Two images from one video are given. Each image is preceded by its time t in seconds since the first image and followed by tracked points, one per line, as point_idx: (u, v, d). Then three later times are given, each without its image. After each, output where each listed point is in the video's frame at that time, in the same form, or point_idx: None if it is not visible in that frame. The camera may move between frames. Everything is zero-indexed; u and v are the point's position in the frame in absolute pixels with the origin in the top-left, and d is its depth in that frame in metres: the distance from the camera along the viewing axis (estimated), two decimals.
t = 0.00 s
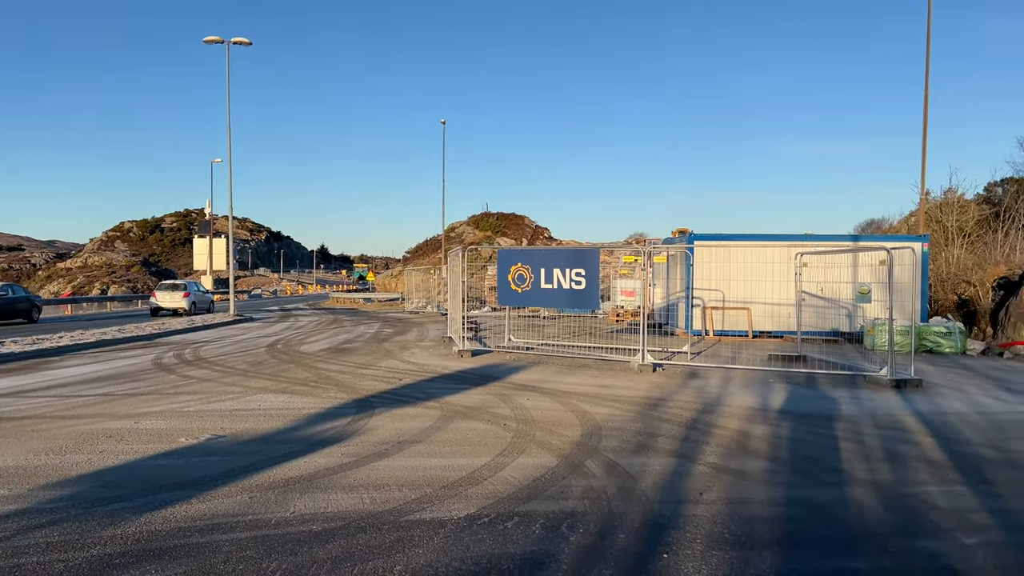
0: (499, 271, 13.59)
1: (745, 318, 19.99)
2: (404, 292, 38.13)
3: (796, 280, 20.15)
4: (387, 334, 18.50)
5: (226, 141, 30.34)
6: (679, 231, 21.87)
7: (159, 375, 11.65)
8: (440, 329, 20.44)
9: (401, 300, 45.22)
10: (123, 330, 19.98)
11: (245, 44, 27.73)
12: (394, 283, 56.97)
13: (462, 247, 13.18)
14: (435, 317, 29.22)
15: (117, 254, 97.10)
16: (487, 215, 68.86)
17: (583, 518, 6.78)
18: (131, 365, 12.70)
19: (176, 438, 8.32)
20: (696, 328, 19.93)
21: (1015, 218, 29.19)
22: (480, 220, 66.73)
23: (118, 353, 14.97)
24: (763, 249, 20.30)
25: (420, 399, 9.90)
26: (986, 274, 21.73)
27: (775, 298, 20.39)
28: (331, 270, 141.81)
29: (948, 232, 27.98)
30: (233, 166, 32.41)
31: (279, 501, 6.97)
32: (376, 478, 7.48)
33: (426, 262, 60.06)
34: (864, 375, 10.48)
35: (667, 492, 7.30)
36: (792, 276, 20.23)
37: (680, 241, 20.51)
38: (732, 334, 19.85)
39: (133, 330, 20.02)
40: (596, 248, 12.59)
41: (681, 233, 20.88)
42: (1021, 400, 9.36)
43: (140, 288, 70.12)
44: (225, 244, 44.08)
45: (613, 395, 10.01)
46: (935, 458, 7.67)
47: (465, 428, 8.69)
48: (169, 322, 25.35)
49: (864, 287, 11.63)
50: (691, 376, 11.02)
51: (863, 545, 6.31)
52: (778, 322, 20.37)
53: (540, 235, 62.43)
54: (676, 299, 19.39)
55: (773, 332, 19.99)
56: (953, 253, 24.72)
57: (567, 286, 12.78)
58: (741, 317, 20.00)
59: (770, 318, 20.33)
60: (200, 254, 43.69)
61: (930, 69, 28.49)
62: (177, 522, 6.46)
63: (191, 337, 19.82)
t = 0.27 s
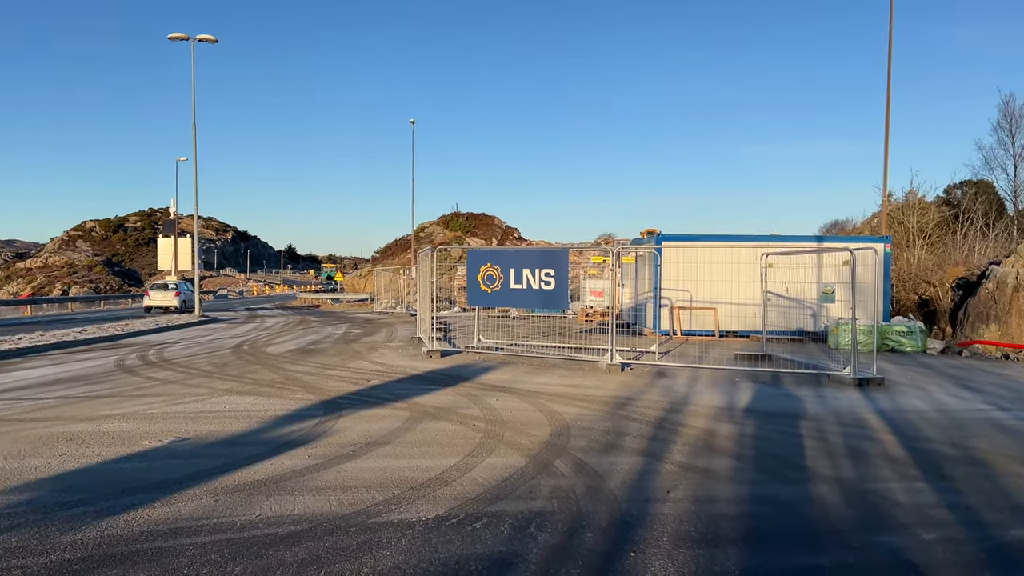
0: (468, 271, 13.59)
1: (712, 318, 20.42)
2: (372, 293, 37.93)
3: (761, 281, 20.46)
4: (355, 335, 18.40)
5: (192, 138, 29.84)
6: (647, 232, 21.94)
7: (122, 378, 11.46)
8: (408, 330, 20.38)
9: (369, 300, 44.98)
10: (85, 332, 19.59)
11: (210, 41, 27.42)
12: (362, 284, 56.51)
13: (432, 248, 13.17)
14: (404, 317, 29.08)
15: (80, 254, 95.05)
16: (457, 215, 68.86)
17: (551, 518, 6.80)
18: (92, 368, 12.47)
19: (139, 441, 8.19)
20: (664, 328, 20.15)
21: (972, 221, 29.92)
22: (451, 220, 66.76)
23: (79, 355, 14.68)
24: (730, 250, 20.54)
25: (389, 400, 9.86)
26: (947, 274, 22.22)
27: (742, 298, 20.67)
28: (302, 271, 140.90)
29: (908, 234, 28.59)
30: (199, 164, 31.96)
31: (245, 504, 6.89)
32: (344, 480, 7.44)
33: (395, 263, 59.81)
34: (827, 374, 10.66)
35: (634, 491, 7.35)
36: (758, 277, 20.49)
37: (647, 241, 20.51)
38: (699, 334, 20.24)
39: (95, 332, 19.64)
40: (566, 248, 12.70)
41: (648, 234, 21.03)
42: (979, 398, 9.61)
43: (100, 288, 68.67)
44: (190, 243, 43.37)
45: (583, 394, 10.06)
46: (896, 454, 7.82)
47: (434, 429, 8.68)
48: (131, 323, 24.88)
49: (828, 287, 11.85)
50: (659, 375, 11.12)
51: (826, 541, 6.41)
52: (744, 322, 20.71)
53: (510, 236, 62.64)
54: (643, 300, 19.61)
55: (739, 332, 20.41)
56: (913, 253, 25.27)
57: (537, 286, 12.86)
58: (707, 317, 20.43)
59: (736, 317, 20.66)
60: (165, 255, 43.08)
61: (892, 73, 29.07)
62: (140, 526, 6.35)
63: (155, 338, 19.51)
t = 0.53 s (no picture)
0: (430, 272, 13.54)
1: (672, 318, 20.51)
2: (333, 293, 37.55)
3: (720, 282, 20.83)
4: (315, 336, 18.22)
5: (148, 135, 29.19)
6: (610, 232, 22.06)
7: (73, 380, 11.17)
8: (370, 330, 20.25)
9: (330, 301, 44.54)
10: (33, 334, 19.04)
11: (167, 37, 26.87)
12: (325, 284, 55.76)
13: (393, 247, 13.10)
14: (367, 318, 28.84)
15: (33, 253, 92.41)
16: (420, 215, 68.67)
17: (511, 518, 6.81)
18: (44, 370, 12.14)
19: (91, 445, 8.01)
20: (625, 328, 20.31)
21: (923, 223, 30.68)
22: (413, 221, 66.35)
23: (29, 357, 14.27)
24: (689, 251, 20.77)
25: (349, 402, 9.79)
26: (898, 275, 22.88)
27: (701, 298, 20.98)
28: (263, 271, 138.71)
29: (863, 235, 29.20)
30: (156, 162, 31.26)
31: (200, 508, 6.78)
32: (302, 482, 7.37)
33: (357, 263, 59.28)
34: (783, 372, 10.85)
35: (594, 490, 7.40)
36: (717, 277, 20.89)
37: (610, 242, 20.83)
38: (659, 334, 20.29)
39: (44, 334, 19.09)
40: (527, 248, 12.75)
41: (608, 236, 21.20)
42: (929, 395, 9.88)
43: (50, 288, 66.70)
44: (146, 241, 42.50)
45: (544, 394, 10.10)
46: (849, 451, 7.98)
47: (394, 430, 8.63)
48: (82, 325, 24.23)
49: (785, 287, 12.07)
50: (619, 375, 11.22)
51: (782, 537, 6.52)
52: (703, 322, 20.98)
53: (474, 236, 62.71)
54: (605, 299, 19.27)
55: (699, 332, 20.62)
56: (868, 254, 25.83)
57: (499, 286, 12.88)
58: (668, 317, 20.51)
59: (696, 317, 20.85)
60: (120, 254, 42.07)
61: (847, 77, 29.65)
62: (90, 533, 6.20)
63: (109, 339, 19.06)
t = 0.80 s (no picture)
0: (395, 272, 13.49)
1: (637, 317, 20.81)
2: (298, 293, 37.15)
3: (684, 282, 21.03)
4: (279, 337, 18.04)
5: (107, 131, 28.52)
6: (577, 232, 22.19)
7: (28, 382, 10.92)
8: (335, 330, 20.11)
9: (294, 301, 44.08)
10: None
11: (126, 33, 26.37)
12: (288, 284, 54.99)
13: (358, 247, 13.03)
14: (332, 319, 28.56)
15: None
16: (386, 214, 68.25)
17: (475, 518, 6.81)
18: None
19: (45, 448, 7.84)
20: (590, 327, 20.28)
21: (881, 224, 31.28)
22: (378, 220, 65.71)
23: None
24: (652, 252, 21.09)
25: (313, 403, 9.71)
26: (857, 276, 23.37)
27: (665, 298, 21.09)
28: (230, 270, 136.89)
29: (824, 236, 29.66)
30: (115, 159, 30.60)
31: (158, 512, 6.67)
32: (264, 485, 7.29)
33: (322, 262, 58.69)
34: (745, 371, 10.99)
35: (558, 489, 7.43)
36: (680, 277, 21.12)
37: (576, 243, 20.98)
38: (625, 333, 20.55)
39: None
40: (493, 248, 12.76)
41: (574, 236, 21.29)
42: (887, 393, 10.09)
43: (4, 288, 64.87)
44: (106, 240, 41.63)
45: (510, 394, 10.11)
46: (809, 449, 8.12)
47: (358, 432, 8.58)
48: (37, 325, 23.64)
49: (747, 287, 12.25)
50: (585, 375, 11.27)
51: (742, 534, 6.60)
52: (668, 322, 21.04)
53: (440, 236, 62.61)
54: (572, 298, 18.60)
55: (664, 331, 20.75)
56: (828, 255, 26.26)
57: (465, 287, 12.88)
58: (632, 316, 20.84)
59: (660, 317, 20.98)
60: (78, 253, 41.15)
61: (808, 81, 30.09)
62: (43, 539, 6.05)
63: (66, 340, 18.65)
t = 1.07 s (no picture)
0: (353, 272, 13.41)
1: (596, 318, 20.98)
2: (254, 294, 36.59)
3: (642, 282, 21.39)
4: (235, 338, 17.76)
5: (55, 126, 27.69)
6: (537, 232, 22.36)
7: None
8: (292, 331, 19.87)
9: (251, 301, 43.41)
10: None
11: (77, 27, 25.71)
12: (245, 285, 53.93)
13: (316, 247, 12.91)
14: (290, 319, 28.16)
15: None
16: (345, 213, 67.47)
17: (433, 519, 6.78)
18: None
19: None
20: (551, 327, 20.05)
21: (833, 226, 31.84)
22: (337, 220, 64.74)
23: None
24: (611, 253, 21.28)
25: (269, 405, 9.60)
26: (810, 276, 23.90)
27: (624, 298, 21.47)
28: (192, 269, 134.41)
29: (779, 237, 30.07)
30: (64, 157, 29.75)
31: (107, 517, 6.52)
32: (218, 488, 7.18)
33: (280, 262, 57.82)
34: (701, 369, 11.14)
35: (516, 489, 7.44)
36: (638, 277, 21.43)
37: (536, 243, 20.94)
38: (584, 333, 20.52)
39: None
40: (453, 248, 12.78)
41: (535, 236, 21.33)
42: (838, 391, 10.31)
43: None
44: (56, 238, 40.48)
45: (470, 395, 10.10)
46: (763, 446, 8.25)
47: (315, 434, 8.51)
48: None
49: (703, 287, 12.42)
50: (544, 374, 11.32)
51: (698, 531, 6.68)
52: (626, 321, 21.55)
53: (401, 236, 62.33)
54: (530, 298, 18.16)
55: (622, 331, 21.21)
56: (782, 256, 26.54)
57: (424, 286, 12.86)
58: (592, 316, 20.98)
59: (619, 317, 21.48)
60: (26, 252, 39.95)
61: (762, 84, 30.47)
62: None
63: (11, 342, 18.08)
